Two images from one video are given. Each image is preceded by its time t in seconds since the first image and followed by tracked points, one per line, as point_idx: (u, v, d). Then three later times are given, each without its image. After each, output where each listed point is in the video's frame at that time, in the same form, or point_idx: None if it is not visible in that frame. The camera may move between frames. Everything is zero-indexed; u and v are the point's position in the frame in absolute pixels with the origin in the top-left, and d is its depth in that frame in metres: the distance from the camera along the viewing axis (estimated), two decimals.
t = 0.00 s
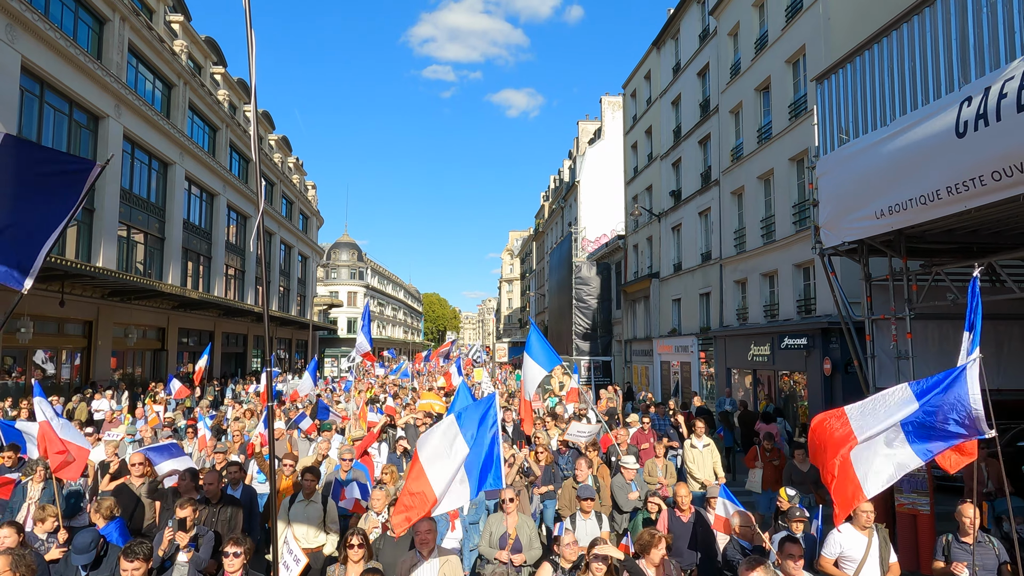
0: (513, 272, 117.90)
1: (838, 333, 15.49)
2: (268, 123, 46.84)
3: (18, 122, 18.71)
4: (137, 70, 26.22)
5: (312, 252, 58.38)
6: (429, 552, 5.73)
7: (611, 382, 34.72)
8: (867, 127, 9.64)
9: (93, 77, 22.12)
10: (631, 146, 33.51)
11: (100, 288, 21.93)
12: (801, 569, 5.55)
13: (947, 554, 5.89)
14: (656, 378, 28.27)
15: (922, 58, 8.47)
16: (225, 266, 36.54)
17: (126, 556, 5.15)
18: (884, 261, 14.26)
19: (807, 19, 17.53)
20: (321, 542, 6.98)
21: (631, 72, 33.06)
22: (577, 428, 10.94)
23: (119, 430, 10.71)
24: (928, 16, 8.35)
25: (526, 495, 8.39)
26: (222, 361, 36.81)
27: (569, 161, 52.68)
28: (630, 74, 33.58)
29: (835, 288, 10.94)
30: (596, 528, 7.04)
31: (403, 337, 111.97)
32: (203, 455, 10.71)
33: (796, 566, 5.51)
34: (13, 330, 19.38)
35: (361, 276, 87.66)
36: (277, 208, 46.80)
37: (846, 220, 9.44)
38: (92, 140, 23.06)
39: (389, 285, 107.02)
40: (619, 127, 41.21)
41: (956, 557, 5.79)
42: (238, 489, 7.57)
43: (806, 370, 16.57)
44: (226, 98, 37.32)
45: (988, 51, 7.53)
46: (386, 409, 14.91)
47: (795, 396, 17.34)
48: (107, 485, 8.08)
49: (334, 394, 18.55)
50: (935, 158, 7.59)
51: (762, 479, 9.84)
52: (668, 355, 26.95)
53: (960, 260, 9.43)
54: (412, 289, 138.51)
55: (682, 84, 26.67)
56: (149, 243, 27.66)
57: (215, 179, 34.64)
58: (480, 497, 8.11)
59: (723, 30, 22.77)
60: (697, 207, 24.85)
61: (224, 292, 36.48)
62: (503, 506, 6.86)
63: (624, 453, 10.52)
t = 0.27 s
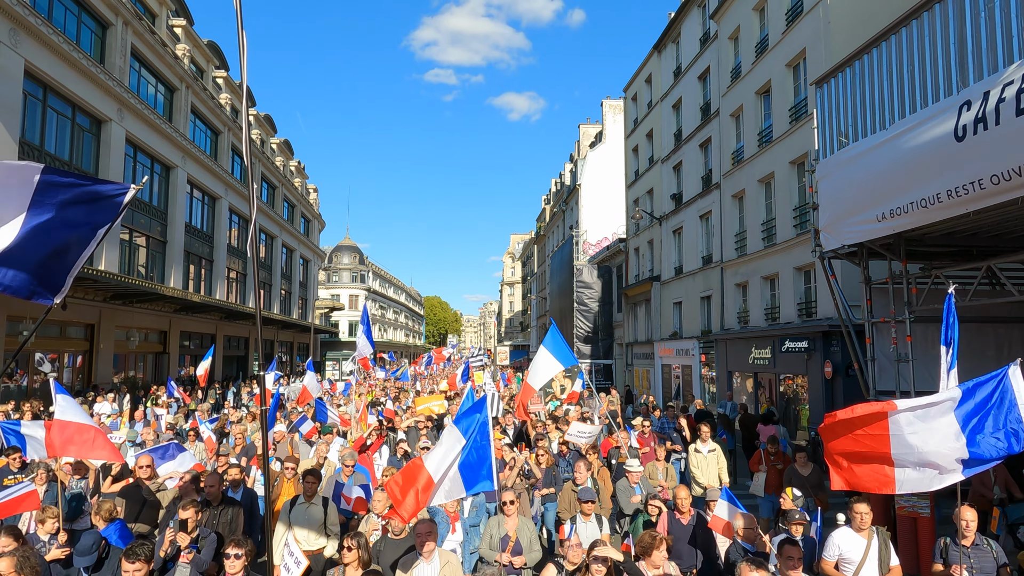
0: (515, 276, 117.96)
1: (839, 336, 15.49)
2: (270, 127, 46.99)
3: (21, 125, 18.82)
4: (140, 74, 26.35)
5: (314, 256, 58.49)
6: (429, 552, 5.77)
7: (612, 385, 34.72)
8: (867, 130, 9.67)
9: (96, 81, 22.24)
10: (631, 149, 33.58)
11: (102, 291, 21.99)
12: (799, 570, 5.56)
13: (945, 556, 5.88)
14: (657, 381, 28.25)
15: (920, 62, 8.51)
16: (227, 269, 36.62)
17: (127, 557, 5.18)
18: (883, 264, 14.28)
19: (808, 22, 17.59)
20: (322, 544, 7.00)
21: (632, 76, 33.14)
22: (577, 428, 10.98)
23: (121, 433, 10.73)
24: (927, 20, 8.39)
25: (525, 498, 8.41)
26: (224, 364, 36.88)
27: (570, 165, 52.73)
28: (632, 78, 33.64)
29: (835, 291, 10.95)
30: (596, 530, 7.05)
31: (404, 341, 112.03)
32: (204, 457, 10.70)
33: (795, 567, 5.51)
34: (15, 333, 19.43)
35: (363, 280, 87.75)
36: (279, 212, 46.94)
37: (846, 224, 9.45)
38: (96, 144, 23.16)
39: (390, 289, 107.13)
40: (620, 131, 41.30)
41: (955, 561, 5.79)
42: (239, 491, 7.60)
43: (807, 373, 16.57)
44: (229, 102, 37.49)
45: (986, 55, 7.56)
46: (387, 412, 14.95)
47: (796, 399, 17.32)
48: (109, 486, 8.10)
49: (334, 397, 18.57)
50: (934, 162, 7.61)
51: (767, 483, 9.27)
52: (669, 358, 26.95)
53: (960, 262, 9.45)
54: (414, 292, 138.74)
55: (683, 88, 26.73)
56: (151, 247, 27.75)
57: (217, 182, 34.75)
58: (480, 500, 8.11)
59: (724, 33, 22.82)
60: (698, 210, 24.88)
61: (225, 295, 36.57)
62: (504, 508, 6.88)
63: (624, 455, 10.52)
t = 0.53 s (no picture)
0: (516, 277, 118.03)
1: (840, 337, 15.50)
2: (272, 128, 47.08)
3: (25, 126, 18.90)
4: (142, 75, 26.43)
5: (315, 256, 58.58)
6: (430, 552, 5.79)
7: (613, 385, 34.73)
8: (866, 131, 9.70)
9: (98, 82, 22.30)
10: (633, 150, 33.60)
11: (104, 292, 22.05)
12: (799, 570, 5.58)
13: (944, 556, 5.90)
14: (658, 382, 28.27)
15: (920, 63, 8.53)
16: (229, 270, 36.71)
17: (129, 557, 5.21)
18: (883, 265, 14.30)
19: (809, 24, 17.60)
20: (322, 543, 7.02)
21: (633, 77, 33.16)
22: (579, 427, 11.25)
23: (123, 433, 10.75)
24: (927, 22, 8.41)
25: (526, 498, 8.42)
26: (226, 365, 36.95)
27: (571, 166, 52.76)
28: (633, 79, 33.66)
29: (836, 292, 10.96)
30: (597, 530, 7.07)
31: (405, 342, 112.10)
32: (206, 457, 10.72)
33: (795, 567, 5.52)
34: (18, 333, 19.47)
35: (364, 280, 87.86)
36: (280, 213, 47.02)
37: (846, 225, 9.47)
38: (98, 145, 23.23)
39: (391, 289, 107.24)
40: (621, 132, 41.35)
41: (953, 561, 5.81)
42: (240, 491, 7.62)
43: (808, 374, 16.58)
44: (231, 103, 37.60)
45: (985, 56, 7.59)
46: (388, 412, 14.98)
47: (797, 400, 17.33)
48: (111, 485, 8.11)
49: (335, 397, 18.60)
50: (933, 163, 7.64)
51: (768, 486, 9.28)
52: (670, 359, 26.96)
53: (959, 263, 9.47)
54: (415, 293, 138.89)
55: (684, 89, 26.76)
56: (153, 248, 27.82)
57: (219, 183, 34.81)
58: (480, 501, 8.12)
59: (725, 35, 22.84)
60: (699, 211, 24.89)
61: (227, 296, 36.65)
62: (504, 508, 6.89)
63: (624, 455, 10.53)
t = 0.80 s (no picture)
0: (518, 277, 118.05)
1: (841, 337, 15.49)
2: (274, 128, 47.12)
3: (26, 126, 18.93)
4: (144, 75, 26.46)
5: (317, 256, 58.63)
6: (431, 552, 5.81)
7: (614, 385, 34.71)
8: (867, 132, 9.70)
9: (100, 82, 22.33)
10: (634, 150, 33.59)
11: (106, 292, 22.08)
12: (800, 570, 5.58)
13: (945, 556, 5.90)
14: (659, 382, 28.26)
15: (920, 64, 8.54)
16: (230, 269, 36.75)
17: (130, 556, 5.22)
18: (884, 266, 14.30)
19: (810, 23, 17.59)
20: (323, 542, 7.01)
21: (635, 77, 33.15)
22: (579, 426, 11.13)
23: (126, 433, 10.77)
24: (928, 22, 8.40)
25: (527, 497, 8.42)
26: (227, 364, 37.00)
27: (573, 166, 52.75)
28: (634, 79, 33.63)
29: (837, 293, 10.96)
30: (597, 530, 7.08)
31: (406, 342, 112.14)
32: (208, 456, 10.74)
33: (796, 567, 5.52)
34: (20, 333, 19.49)
35: (365, 280, 87.91)
36: (281, 212, 47.06)
37: (847, 226, 9.47)
38: (100, 145, 23.27)
39: (393, 289, 107.32)
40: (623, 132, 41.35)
41: (953, 561, 5.81)
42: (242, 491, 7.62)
43: (809, 374, 16.58)
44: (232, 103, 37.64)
45: (986, 56, 7.59)
46: (389, 412, 15.00)
47: (798, 400, 17.32)
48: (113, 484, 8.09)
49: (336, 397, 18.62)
50: (933, 163, 7.65)
51: (770, 488, 9.24)
52: (672, 359, 26.94)
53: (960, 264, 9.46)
54: (416, 293, 138.98)
55: (686, 89, 26.75)
56: (155, 247, 27.86)
57: (220, 183, 34.83)
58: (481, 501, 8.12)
59: (726, 34, 22.81)
60: (701, 211, 24.88)
61: (229, 295, 36.70)
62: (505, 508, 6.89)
63: (625, 455, 10.53)
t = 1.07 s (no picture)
0: (519, 276, 118.02)
1: (843, 337, 15.46)
2: (275, 128, 47.14)
3: (28, 126, 18.94)
4: (145, 75, 26.47)
5: (318, 256, 58.65)
6: (432, 553, 5.78)
7: (616, 386, 34.65)
8: (870, 131, 9.67)
9: (101, 81, 22.33)
10: (636, 150, 33.55)
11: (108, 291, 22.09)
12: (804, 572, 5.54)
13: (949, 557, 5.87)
14: (660, 382, 28.24)
15: (923, 63, 8.51)
16: (231, 269, 36.76)
17: (130, 557, 5.20)
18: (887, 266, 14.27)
19: (812, 23, 17.55)
20: (323, 543, 6.96)
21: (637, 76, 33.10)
22: (580, 428, 11.21)
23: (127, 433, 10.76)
24: (931, 21, 8.38)
25: (529, 498, 8.40)
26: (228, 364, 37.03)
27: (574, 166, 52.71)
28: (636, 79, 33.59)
29: (839, 292, 10.93)
30: (598, 530, 7.05)
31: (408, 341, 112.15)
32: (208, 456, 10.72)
33: (800, 568, 5.49)
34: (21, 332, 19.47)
35: (367, 280, 87.92)
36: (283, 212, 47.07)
37: (849, 225, 9.44)
38: (101, 144, 23.27)
39: (394, 289, 107.37)
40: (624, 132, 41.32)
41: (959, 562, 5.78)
42: (242, 491, 7.60)
43: (811, 374, 16.54)
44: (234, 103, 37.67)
45: (989, 55, 7.56)
46: (390, 412, 14.96)
47: (800, 400, 17.29)
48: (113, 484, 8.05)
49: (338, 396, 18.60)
50: (936, 162, 7.62)
51: (771, 490, 9.19)
52: (673, 359, 26.92)
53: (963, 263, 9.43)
54: (418, 293, 139.00)
55: (687, 89, 26.72)
56: (156, 247, 27.87)
57: (221, 182, 34.82)
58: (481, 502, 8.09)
59: (728, 34, 22.78)
60: (702, 211, 24.84)
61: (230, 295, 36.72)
62: (507, 508, 6.87)
63: (627, 456, 10.51)
